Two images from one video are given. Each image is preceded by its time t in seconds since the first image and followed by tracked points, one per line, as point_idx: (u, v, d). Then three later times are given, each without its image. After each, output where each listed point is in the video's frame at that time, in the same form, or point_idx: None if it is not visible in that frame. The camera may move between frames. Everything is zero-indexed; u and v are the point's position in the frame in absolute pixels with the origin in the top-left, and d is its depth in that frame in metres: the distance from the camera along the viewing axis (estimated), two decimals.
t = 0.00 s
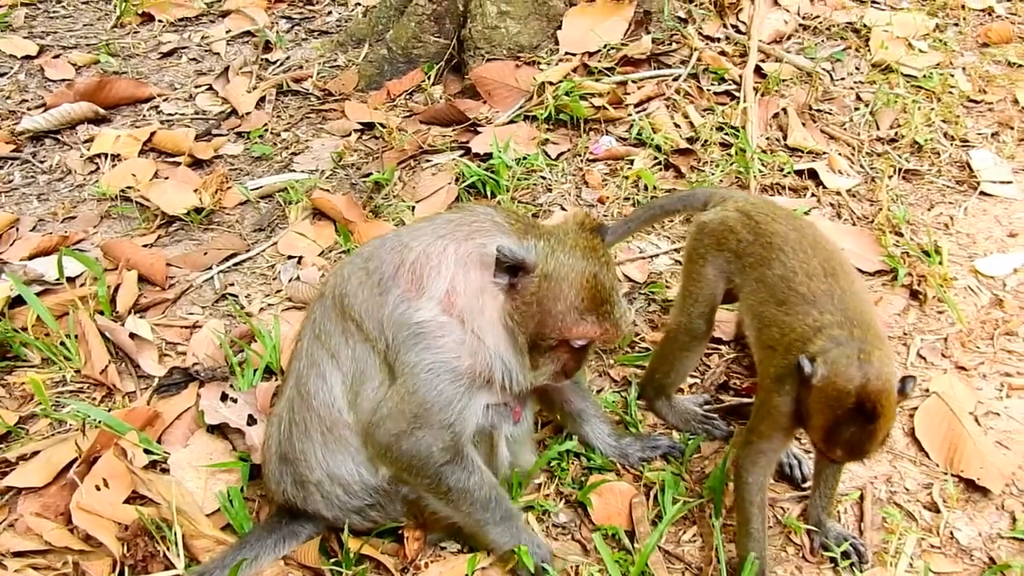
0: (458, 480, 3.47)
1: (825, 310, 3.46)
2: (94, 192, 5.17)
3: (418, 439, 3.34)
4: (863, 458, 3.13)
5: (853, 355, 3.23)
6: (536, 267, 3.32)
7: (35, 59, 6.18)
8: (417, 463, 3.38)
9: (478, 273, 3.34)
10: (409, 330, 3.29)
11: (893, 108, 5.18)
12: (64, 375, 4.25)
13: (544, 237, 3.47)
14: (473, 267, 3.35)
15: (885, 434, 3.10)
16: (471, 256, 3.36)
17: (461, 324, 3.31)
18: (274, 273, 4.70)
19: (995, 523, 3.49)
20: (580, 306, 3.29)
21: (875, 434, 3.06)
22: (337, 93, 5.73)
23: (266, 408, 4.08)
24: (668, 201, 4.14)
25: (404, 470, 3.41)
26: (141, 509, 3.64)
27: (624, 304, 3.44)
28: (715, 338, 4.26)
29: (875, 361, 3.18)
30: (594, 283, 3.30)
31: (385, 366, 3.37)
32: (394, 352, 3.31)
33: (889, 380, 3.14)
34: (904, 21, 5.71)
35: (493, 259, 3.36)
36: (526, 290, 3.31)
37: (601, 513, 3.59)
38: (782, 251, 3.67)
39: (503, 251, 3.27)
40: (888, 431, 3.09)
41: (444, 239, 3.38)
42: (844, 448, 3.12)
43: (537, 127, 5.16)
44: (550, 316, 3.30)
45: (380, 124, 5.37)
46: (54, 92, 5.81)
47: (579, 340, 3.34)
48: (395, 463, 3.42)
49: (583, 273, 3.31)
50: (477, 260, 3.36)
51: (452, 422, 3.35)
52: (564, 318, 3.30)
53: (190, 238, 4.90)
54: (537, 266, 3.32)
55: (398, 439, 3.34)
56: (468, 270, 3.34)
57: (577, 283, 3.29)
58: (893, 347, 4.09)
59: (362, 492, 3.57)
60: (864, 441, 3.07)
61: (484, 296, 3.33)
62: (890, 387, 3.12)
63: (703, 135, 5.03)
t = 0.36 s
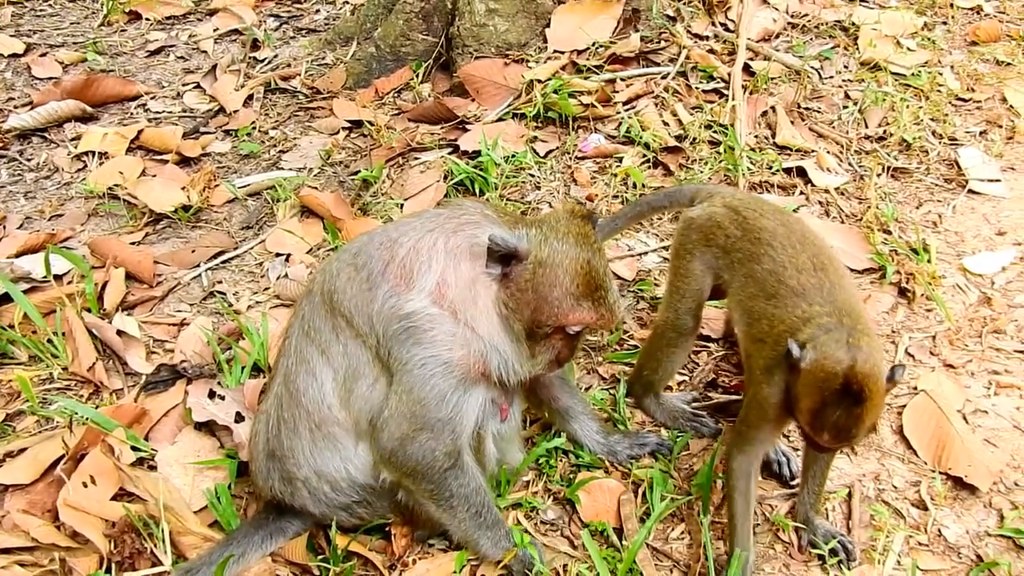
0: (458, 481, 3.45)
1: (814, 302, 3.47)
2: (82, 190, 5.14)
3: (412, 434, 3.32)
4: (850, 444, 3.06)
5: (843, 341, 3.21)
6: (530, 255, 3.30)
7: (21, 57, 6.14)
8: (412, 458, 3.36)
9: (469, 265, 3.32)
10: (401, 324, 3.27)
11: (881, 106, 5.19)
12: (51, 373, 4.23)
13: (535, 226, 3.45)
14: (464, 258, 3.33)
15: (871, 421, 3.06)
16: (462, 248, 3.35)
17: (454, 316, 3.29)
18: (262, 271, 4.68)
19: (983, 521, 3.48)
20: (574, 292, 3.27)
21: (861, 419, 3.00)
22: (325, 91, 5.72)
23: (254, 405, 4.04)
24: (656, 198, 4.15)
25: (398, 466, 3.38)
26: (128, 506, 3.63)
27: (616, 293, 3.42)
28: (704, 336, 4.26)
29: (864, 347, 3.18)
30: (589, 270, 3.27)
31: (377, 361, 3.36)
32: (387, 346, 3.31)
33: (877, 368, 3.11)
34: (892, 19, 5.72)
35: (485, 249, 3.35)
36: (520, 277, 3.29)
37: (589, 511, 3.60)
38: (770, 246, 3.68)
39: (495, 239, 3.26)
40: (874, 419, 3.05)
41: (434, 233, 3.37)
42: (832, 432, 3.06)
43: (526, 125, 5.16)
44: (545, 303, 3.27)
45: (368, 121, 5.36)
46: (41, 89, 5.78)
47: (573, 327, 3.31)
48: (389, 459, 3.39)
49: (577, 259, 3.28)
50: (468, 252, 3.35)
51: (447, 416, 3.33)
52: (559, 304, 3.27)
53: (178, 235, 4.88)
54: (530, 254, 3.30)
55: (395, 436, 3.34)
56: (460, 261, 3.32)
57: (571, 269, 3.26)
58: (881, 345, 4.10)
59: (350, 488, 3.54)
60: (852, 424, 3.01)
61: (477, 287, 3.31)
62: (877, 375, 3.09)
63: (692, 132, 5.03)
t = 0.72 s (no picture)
0: (438, 473, 3.46)
1: (811, 294, 3.53)
2: (77, 182, 5.14)
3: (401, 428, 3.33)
4: (833, 439, 3.12)
5: (826, 337, 3.30)
6: (526, 251, 3.32)
7: (17, 49, 6.13)
8: (400, 452, 3.36)
9: (464, 259, 3.34)
10: (393, 317, 3.28)
11: (876, 104, 5.20)
12: (46, 364, 4.23)
13: (532, 221, 3.46)
14: (459, 252, 3.35)
15: (855, 415, 3.11)
16: (457, 242, 3.36)
17: (447, 310, 3.30)
18: (257, 264, 4.69)
19: (974, 515, 3.50)
20: (568, 290, 3.28)
21: (842, 413, 3.06)
22: (321, 85, 5.73)
23: (248, 398, 4.05)
24: (651, 193, 4.15)
25: (387, 459, 3.39)
26: (123, 497, 3.62)
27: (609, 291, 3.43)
28: (698, 331, 4.28)
29: (847, 342, 3.26)
30: (583, 268, 3.28)
31: (370, 354, 3.37)
32: (379, 338, 3.32)
33: (859, 363, 3.18)
34: (888, 17, 5.74)
35: (481, 244, 3.37)
36: (515, 272, 3.31)
37: (582, 504, 3.62)
38: (768, 239, 3.70)
39: (491, 234, 3.28)
40: (858, 415, 3.10)
41: (429, 227, 3.38)
42: (814, 428, 3.13)
43: (522, 120, 5.17)
44: (538, 299, 3.29)
45: (364, 116, 5.37)
46: (38, 82, 5.78)
47: (564, 324, 3.33)
48: (378, 452, 3.40)
49: (572, 256, 3.29)
50: (464, 246, 3.36)
51: (437, 410, 3.34)
52: (552, 301, 3.28)
53: (173, 228, 4.89)
54: (526, 250, 3.32)
55: (379, 426, 3.34)
56: (455, 255, 3.34)
57: (565, 267, 3.27)
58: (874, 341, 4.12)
59: (343, 479, 3.55)
60: (833, 419, 3.08)
61: (471, 281, 3.32)
62: (859, 370, 3.15)
63: (687, 129, 5.05)
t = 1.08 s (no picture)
0: (441, 462, 3.47)
1: (795, 284, 3.54)
2: (69, 174, 5.15)
3: (394, 414, 3.35)
4: (830, 421, 3.13)
5: (812, 323, 3.33)
6: (509, 233, 3.32)
7: (10, 41, 6.14)
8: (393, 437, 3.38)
9: (450, 244, 3.36)
10: (381, 303, 3.30)
11: (866, 100, 5.23)
12: (36, 353, 4.24)
13: (517, 205, 3.45)
14: (445, 237, 3.37)
15: (848, 395, 3.11)
16: (442, 227, 3.38)
17: (434, 295, 3.32)
18: (248, 256, 4.70)
19: (957, 505, 3.52)
20: (552, 271, 3.26)
21: (837, 394, 3.07)
22: (314, 78, 5.75)
23: (238, 386, 4.08)
24: (642, 184, 4.20)
25: (381, 445, 3.41)
26: (112, 485, 3.63)
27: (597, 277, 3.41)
28: (686, 322, 4.31)
29: (833, 326, 3.28)
30: (566, 250, 3.26)
31: (359, 341, 3.39)
32: (367, 325, 3.34)
33: (847, 345, 3.19)
34: (880, 14, 5.76)
35: (466, 229, 3.38)
36: (499, 254, 3.31)
37: (569, 492, 3.66)
38: (756, 231, 3.72)
39: (474, 218, 3.28)
40: (851, 396, 3.11)
41: (415, 213, 3.40)
42: (812, 412, 3.13)
43: (513, 114, 5.20)
44: (523, 281, 3.28)
45: (356, 109, 5.39)
46: (29, 74, 5.78)
47: (550, 305, 3.31)
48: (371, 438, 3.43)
49: (555, 238, 3.28)
50: (449, 231, 3.38)
51: (428, 396, 3.35)
52: (536, 283, 3.27)
53: (164, 220, 4.90)
54: (510, 233, 3.32)
55: (378, 417, 3.38)
56: (440, 240, 3.36)
57: (548, 248, 3.25)
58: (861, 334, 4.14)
59: (331, 467, 3.56)
60: (829, 401, 3.08)
61: (456, 265, 3.34)
62: (848, 352, 3.17)
63: (678, 123, 5.07)
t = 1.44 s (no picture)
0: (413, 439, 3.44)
1: (764, 292, 3.47)
2: (45, 155, 5.11)
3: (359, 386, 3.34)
4: (818, 425, 3.05)
5: (793, 327, 3.21)
6: (493, 222, 3.37)
7: None
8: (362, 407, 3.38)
9: (432, 230, 3.38)
10: (359, 285, 3.29)
11: (844, 88, 5.25)
12: (11, 335, 4.21)
13: (499, 193, 3.49)
14: (426, 223, 3.39)
15: (835, 399, 3.03)
16: (423, 213, 3.39)
17: (414, 279, 3.33)
18: (225, 239, 4.68)
19: (929, 490, 3.56)
20: (537, 259, 3.35)
21: (826, 398, 2.98)
22: (293, 61, 5.72)
23: (214, 369, 4.07)
24: (623, 171, 4.21)
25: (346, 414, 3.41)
26: (87, 468, 3.64)
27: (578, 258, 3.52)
28: (662, 308, 4.33)
29: (817, 331, 3.17)
30: (551, 237, 3.35)
31: (333, 322, 3.36)
32: (343, 306, 3.31)
33: (829, 348, 3.11)
34: (858, 2, 5.78)
35: (448, 217, 3.41)
36: (484, 244, 3.36)
37: (544, 477, 3.67)
38: (726, 231, 3.70)
39: (459, 207, 3.33)
40: (837, 399, 3.03)
41: (396, 197, 3.40)
42: (801, 417, 3.03)
43: (492, 99, 5.19)
44: (509, 269, 3.35)
45: (335, 92, 5.37)
46: (6, 54, 5.73)
47: (536, 293, 3.40)
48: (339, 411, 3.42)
49: (540, 226, 3.36)
50: (430, 217, 3.39)
51: (397, 369, 3.36)
52: (523, 271, 3.35)
53: (141, 202, 4.88)
54: (494, 221, 3.37)
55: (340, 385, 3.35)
56: (422, 225, 3.37)
57: (534, 236, 3.35)
58: (836, 320, 4.17)
59: (308, 448, 3.56)
60: (817, 406, 2.99)
61: (438, 252, 3.37)
62: (833, 355, 3.09)
63: (656, 109, 5.07)
